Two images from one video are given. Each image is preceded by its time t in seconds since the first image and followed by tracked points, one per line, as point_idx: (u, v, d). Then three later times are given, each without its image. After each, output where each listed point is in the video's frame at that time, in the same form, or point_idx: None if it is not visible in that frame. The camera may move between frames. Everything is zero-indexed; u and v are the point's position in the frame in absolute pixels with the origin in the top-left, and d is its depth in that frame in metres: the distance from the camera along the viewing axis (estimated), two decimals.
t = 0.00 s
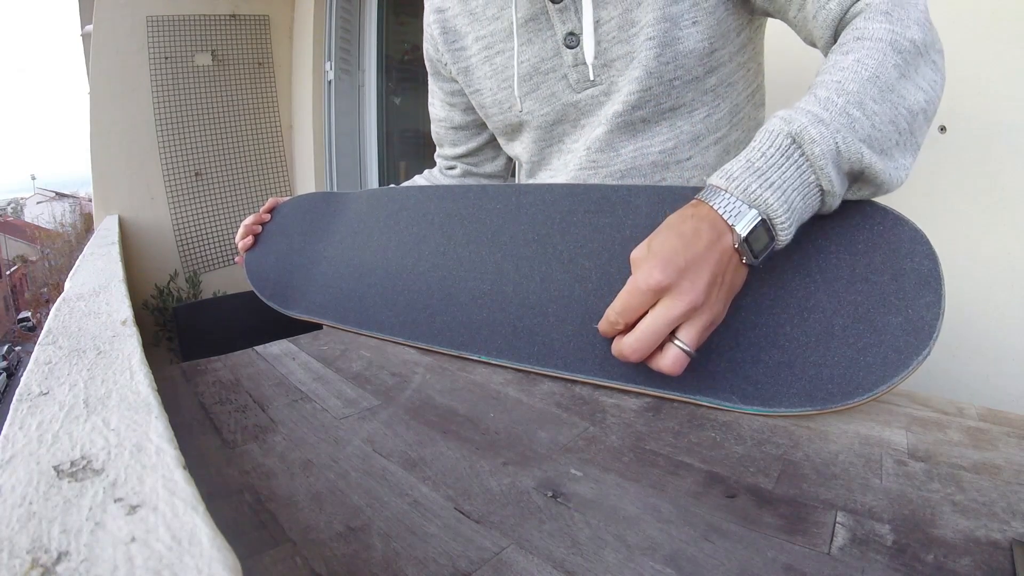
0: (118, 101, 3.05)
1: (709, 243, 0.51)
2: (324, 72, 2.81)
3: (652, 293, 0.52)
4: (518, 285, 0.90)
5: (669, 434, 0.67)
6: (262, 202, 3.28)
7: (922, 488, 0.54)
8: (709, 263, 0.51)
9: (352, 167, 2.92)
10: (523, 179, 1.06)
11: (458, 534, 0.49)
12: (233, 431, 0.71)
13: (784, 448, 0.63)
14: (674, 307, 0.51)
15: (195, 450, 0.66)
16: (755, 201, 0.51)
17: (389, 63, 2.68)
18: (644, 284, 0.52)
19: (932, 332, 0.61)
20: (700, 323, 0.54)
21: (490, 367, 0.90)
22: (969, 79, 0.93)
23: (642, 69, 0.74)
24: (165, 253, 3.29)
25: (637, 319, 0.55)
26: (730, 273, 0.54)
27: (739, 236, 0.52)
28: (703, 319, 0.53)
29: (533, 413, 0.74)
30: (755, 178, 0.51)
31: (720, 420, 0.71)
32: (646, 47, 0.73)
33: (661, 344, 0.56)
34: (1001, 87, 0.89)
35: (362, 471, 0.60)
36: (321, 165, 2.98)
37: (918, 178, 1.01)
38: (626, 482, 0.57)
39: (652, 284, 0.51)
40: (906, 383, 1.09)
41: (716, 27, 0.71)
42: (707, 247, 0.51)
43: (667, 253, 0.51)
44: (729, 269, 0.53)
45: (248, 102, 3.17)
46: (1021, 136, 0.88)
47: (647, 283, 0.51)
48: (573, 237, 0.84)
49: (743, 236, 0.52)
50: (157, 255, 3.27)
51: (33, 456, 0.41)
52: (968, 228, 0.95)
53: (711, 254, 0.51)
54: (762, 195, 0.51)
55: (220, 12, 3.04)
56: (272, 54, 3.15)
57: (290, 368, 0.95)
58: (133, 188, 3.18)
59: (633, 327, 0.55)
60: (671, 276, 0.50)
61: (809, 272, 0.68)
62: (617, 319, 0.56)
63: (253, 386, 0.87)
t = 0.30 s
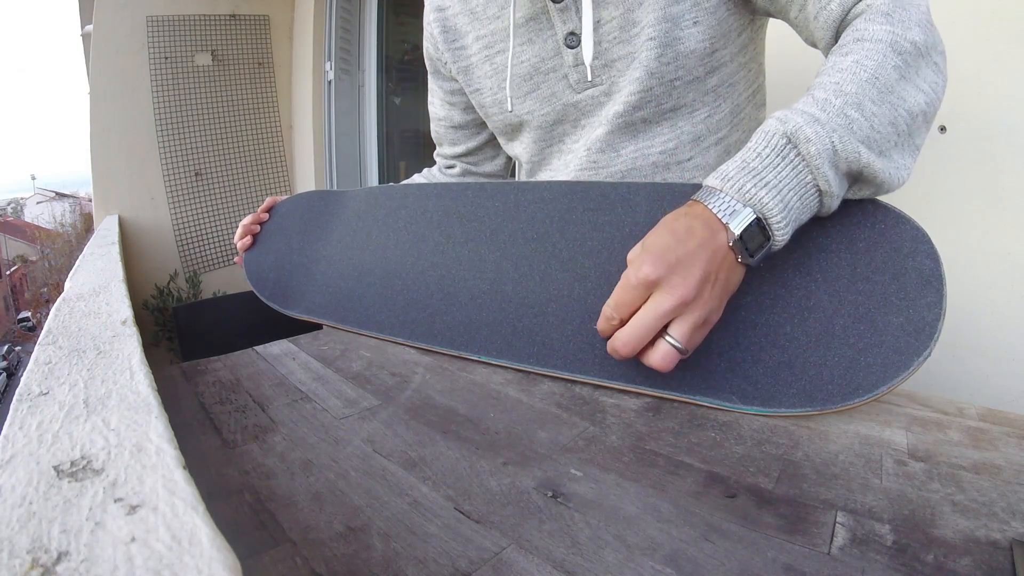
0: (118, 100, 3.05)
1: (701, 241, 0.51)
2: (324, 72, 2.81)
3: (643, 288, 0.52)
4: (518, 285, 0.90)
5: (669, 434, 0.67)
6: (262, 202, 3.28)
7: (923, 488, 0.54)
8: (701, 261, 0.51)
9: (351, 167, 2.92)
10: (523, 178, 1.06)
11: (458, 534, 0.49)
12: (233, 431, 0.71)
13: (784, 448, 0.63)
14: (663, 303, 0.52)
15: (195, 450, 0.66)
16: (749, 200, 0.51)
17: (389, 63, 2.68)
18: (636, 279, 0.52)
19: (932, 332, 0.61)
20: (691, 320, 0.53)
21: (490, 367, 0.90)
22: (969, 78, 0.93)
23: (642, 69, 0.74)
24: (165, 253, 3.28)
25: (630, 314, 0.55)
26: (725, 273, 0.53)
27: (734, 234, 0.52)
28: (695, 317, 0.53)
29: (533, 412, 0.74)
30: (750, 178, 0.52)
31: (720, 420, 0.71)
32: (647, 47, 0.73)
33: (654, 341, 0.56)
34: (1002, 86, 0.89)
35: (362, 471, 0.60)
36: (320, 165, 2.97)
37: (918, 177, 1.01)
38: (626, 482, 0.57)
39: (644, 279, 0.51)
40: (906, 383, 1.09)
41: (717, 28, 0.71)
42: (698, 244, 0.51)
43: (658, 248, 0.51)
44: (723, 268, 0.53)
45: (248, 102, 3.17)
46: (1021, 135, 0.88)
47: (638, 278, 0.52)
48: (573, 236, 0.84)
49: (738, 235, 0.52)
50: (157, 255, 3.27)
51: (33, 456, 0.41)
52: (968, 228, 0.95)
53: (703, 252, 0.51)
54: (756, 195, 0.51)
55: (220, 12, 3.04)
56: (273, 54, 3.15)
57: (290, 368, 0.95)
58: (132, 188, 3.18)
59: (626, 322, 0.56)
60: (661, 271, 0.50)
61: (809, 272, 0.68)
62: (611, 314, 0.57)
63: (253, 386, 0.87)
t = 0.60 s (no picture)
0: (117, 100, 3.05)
1: (698, 239, 0.51)
2: (324, 72, 2.81)
3: (639, 285, 0.52)
4: (518, 285, 0.90)
5: (669, 434, 0.67)
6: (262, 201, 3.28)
7: (923, 488, 0.54)
8: (698, 259, 0.51)
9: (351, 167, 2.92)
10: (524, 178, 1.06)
11: (458, 534, 0.49)
12: (233, 431, 0.71)
13: (784, 448, 0.63)
14: (659, 299, 0.51)
15: (195, 450, 0.66)
16: (748, 198, 0.51)
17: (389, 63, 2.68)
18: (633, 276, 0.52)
19: (933, 332, 0.61)
20: (687, 318, 0.53)
21: (490, 367, 0.90)
22: (969, 78, 0.93)
23: (643, 69, 0.74)
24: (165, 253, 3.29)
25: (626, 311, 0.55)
26: (722, 271, 0.53)
27: (732, 232, 0.52)
28: (691, 315, 0.53)
29: (533, 413, 0.74)
30: (749, 177, 0.52)
31: (720, 419, 0.71)
32: (647, 48, 0.73)
33: (651, 340, 0.56)
34: (1002, 86, 0.89)
35: (362, 471, 0.60)
36: (320, 165, 2.97)
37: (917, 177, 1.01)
38: (626, 482, 0.57)
39: (640, 276, 0.51)
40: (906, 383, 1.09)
41: (718, 28, 0.71)
42: (695, 242, 0.51)
43: (655, 246, 0.51)
44: (720, 267, 0.53)
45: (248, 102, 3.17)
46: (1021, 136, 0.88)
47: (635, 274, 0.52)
48: (574, 236, 0.84)
49: (736, 234, 0.52)
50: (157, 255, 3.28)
51: (33, 456, 0.41)
52: (967, 228, 0.95)
53: (700, 250, 0.51)
54: (755, 194, 0.51)
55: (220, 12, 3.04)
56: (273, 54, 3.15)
57: (290, 368, 0.95)
58: (132, 188, 3.18)
59: (623, 320, 0.55)
60: (657, 268, 0.50)
61: (810, 272, 0.68)
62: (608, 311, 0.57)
63: (253, 386, 0.87)
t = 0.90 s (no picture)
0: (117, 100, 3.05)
1: (706, 242, 0.51)
2: (324, 72, 2.81)
3: (646, 289, 0.52)
4: (518, 284, 0.90)
5: (669, 434, 0.67)
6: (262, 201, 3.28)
7: (923, 488, 0.54)
8: (706, 261, 0.51)
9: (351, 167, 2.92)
10: (523, 178, 1.06)
11: (458, 534, 0.49)
12: (234, 431, 0.71)
13: (784, 448, 0.63)
14: (668, 302, 0.51)
15: (195, 450, 0.66)
16: (756, 197, 0.51)
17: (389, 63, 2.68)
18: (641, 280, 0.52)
19: (933, 332, 0.61)
20: (696, 320, 0.52)
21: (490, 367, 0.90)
22: (970, 78, 0.93)
23: (642, 68, 0.74)
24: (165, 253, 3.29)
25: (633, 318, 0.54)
26: (731, 274, 0.53)
27: (739, 233, 0.52)
28: (701, 318, 0.52)
29: (533, 413, 0.74)
30: (756, 176, 0.51)
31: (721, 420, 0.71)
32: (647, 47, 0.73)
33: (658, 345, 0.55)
34: (1002, 86, 0.89)
35: (362, 471, 0.60)
36: (320, 165, 2.98)
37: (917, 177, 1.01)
38: (626, 482, 0.57)
39: (648, 278, 0.51)
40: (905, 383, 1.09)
41: (717, 27, 0.71)
42: (702, 244, 0.51)
43: (661, 250, 0.51)
44: (729, 269, 0.52)
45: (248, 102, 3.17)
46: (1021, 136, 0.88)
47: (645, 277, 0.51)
48: (574, 236, 0.84)
49: (744, 234, 0.52)
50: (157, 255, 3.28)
51: (33, 456, 0.41)
52: (967, 228, 0.95)
53: (708, 251, 0.51)
54: (763, 192, 0.51)
55: (220, 12, 3.04)
56: (273, 54, 3.15)
57: (290, 368, 0.95)
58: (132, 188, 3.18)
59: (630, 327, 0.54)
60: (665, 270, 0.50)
61: (810, 272, 0.68)
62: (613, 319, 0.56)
63: (253, 386, 0.87)
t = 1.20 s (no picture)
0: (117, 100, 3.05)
1: (691, 188, 0.55)
2: (324, 71, 2.81)
3: (629, 225, 0.56)
4: (517, 284, 0.90)
5: (669, 434, 0.67)
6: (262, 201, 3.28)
7: (923, 488, 0.54)
8: (690, 201, 0.54)
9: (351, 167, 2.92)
10: (523, 179, 1.05)
11: (458, 534, 0.49)
12: (234, 431, 0.71)
13: (784, 448, 0.63)
14: (652, 230, 0.53)
15: (195, 450, 0.66)
16: (747, 158, 0.54)
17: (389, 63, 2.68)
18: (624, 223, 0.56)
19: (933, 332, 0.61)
20: (677, 256, 0.54)
21: (491, 367, 0.90)
22: (970, 77, 0.93)
23: (640, 64, 0.74)
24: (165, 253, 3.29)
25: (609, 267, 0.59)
26: (716, 222, 0.55)
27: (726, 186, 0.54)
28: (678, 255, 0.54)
29: (533, 413, 0.74)
30: (748, 141, 0.55)
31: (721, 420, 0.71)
32: (644, 43, 0.73)
33: (638, 285, 0.55)
34: (1002, 86, 0.89)
35: (362, 471, 0.60)
36: (320, 165, 2.97)
37: (917, 177, 1.01)
38: (626, 482, 0.57)
39: (629, 221, 0.55)
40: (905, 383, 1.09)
41: (715, 25, 0.71)
42: (687, 192, 0.55)
43: (646, 194, 0.56)
44: (715, 216, 0.54)
45: (248, 102, 3.17)
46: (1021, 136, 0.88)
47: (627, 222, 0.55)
48: (574, 236, 0.84)
49: (732, 186, 0.53)
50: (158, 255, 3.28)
51: (33, 456, 0.41)
52: (966, 228, 0.95)
53: (690, 198, 0.55)
54: (753, 152, 0.53)
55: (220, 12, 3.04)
56: (273, 54, 3.15)
57: (290, 368, 0.95)
58: (132, 188, 3.18)
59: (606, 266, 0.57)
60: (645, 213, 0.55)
61: (810, 272, 0.68)
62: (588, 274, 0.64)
63: (253, 386, 0.87)
